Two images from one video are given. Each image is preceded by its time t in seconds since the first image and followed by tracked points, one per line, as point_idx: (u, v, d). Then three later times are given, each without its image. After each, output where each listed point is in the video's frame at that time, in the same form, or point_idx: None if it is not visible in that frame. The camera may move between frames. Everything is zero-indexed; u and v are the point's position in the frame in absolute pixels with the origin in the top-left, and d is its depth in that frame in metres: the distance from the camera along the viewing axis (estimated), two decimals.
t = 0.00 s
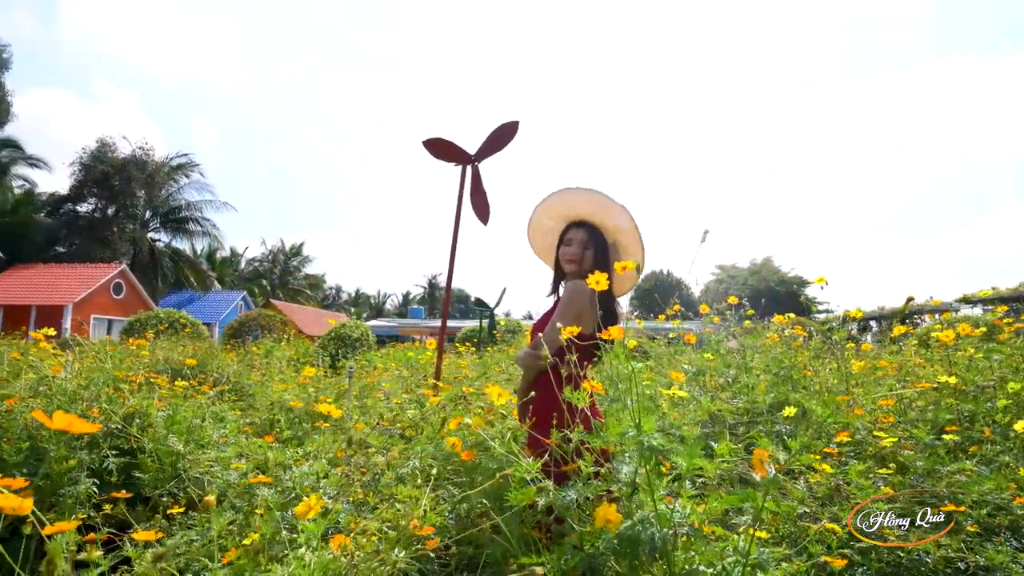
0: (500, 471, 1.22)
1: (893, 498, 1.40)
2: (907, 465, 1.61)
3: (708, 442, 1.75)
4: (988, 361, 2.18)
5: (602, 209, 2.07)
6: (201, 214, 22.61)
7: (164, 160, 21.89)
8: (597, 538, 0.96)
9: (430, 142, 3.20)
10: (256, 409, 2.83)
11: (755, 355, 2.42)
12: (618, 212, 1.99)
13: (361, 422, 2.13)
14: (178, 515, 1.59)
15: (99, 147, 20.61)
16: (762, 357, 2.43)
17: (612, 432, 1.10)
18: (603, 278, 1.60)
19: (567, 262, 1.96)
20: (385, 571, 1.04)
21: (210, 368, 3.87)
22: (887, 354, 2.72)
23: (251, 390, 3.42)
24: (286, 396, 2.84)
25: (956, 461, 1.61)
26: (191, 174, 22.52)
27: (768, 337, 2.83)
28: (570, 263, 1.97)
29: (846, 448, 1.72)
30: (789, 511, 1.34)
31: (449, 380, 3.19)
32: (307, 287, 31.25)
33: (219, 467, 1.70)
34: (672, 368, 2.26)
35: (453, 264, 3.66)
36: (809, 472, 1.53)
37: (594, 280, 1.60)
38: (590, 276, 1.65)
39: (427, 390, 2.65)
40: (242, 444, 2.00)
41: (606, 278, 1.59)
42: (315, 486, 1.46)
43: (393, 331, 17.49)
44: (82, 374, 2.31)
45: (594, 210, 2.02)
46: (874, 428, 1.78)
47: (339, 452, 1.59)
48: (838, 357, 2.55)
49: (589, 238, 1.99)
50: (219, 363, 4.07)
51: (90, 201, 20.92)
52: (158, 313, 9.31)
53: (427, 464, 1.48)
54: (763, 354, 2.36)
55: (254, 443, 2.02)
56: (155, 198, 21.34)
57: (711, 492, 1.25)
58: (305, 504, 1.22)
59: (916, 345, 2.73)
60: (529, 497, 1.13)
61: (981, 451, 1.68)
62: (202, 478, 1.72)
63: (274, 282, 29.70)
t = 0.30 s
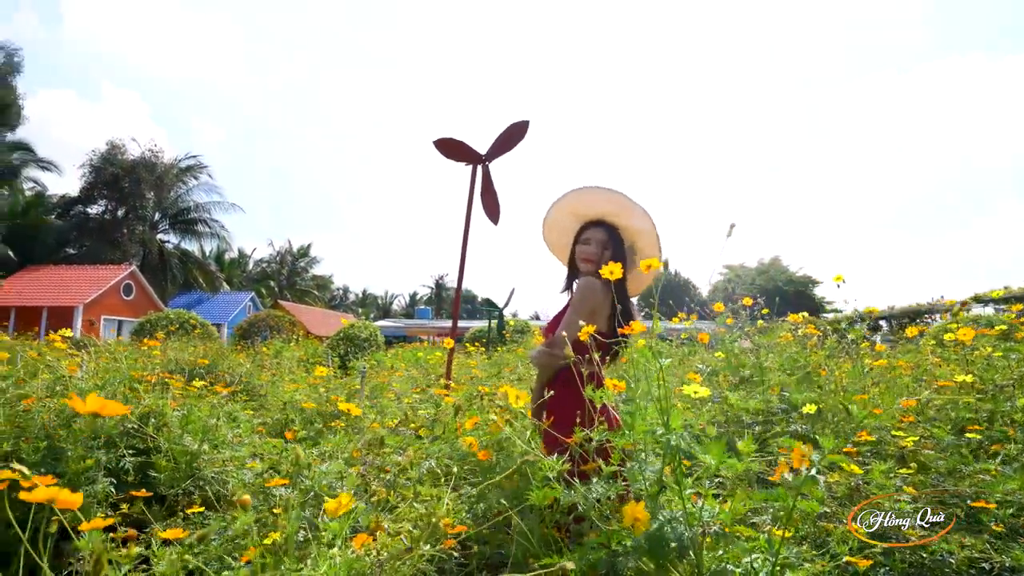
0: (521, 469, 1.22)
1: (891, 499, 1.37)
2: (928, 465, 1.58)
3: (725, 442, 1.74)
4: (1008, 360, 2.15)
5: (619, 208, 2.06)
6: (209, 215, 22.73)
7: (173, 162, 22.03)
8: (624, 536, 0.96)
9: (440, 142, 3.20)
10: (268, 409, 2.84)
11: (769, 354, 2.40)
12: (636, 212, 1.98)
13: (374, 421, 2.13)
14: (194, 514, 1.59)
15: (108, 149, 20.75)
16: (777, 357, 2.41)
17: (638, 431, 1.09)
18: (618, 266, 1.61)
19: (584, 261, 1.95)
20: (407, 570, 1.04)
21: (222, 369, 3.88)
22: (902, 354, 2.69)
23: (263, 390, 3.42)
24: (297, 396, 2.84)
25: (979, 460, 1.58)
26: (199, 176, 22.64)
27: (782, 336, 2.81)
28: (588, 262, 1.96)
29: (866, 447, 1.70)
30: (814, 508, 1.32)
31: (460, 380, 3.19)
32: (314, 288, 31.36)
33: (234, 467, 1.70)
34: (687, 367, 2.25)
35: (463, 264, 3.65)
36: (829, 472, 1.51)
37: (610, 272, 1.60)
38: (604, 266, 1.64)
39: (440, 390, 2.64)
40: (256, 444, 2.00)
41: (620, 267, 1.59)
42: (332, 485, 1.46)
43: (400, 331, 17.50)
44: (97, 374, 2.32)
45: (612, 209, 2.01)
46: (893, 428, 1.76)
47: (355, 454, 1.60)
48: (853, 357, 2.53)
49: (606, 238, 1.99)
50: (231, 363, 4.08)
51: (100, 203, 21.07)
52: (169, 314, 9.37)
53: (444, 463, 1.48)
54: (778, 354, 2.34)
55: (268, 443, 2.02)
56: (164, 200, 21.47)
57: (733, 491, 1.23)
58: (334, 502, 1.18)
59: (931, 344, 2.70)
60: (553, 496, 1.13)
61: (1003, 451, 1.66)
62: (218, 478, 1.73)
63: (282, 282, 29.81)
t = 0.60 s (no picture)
0: (544, 468, 1.21)
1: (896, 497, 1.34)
2: (952, 464, 1.56)
3: (745, 440, 1.72)
4: None
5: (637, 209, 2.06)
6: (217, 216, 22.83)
7: (181, 163, 22.14)
8: (656, 535, 0.95)
9: (451, 141, 3.20)
10: (280, 408, 2.84)
11: (786, 356, 2.38)
12: (655, 211, 1.98)
13: (389, 420, 2.12)
14: (212, 514, 1.59)
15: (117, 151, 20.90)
16: (794, 359, 2.39)
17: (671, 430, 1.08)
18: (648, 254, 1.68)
19: (601, 261, 1.94)
20: (435, 570, 1.03)
21: (233, 369, 3.89)
22: (919, 354, 2.67)
23: (275, 390, 3.43)
24: (311, 396, 2.84)
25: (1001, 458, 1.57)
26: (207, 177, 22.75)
27: (796, 336, 2.79)
28: (605, 263, 1.95)
29: (886, 447, 1.68)
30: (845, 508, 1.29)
31: (471, 381, 3.18)
32: (321, 288, 31.45)
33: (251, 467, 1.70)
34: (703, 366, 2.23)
35: (474, 263, 3.65)
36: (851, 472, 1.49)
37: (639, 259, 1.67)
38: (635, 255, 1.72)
39: (452, 391, 2.63)
40: (272, 443, 2.00)
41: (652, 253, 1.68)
42: (352, 485, 1.45)
43: (407, 331, 17.53)
44: (114, 374, 2.33)
45: (630, 209, 2.00)
46: (914, 427, 1.75)
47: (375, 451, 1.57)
48: (869, 357, 2.51)
49: (624, 239, 1.97)
50: (242, 363, 4.09)
51: (109, 204, 21.20)
52: (178, 314, 9.41)
53: (462, 463, 1.47)
54: (796, 356, 2.32)
55: (284, 442, 2.02)
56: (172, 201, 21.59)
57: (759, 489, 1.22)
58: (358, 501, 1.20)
59: (949, 343, 2.67)
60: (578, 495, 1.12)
61: None
62: (235, 478, 1.73)
63: (289, 283, 29.91)
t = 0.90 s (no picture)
0: (560, 466, 1.20)
1: (889, 495, 1.28)
2: (970, 463, 1.55)
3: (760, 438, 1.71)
4: None
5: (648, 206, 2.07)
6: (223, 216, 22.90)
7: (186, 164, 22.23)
8: (681, 532, 0.95)
9: (459, 141, 3.20)
10: (290, 407, 2.85)
11: (797, 354, 2.37)
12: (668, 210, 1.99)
13: (401, 419, 2.12)
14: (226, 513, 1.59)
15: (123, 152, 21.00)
16: (805, 357, 2.38)
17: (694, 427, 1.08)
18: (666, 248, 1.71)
19: (614, 261, 1.94)
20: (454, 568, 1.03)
21: (242, 369, 3.91)
22: (930, 352, 2.65)
23: (284, 389, 3.44)
24: (321, 395, 2.85)
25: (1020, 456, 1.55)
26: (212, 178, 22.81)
27: (806, 335, 2.78)
28: (618, 263, 1.95)
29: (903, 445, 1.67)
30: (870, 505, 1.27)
31: (480, 381, 3.18)
32: (326, 289, 31.52)
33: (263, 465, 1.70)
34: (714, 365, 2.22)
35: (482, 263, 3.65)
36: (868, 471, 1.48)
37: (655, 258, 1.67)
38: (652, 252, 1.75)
39: (461, 390, 2.63)
40: (284, 442, 2.00)
41: (669, 250, 1.69)
42: (367, 483, 1.45)
43: (412, 331, 17.53)
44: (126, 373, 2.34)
45: (642, 209, 2.00)
46: (931, 425, 1.73)
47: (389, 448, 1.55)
48: (881, 355, 2.49)
49: (637, 238, 1.97)
50: (251, 363, 4.10)
51: (115, 205, 21.30)
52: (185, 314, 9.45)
53: (476, 462, 1.47)
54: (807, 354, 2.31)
55: (296, 442, 2.03)
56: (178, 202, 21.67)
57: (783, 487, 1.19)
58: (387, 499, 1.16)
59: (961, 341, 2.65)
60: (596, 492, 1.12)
61: None
62: (248, 477, 1.73)
63: (294, 283, 29.98)
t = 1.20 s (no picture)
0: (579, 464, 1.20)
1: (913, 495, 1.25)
2: (991, 461, 1.54)
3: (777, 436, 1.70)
4: None
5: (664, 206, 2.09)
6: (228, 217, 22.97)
7: (192, 165, 22.30)
8: (712, 530, 0.95)
9: (469, 140, 3.21)
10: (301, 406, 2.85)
11: (810, 353, 2.36)
12: (685, 208, 2.01)
13: (414, 418, 2.12)
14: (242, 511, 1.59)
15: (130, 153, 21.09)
16: (819, 355, 2.37)
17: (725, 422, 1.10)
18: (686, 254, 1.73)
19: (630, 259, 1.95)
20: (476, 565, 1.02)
21: (251, 368, 3.91)
22: (944, 351, 2.64)
23: (294, 388, 3.44)
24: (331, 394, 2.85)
25: None
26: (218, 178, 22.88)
27: (819, 334, 2.77)
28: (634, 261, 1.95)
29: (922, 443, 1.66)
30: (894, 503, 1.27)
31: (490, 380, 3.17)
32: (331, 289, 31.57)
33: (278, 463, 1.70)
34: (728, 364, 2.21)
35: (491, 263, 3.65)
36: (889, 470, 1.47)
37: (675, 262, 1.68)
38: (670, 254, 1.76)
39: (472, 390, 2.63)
40: (297, 441, 2.00)
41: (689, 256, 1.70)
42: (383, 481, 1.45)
43: (417, 331, 17.55)
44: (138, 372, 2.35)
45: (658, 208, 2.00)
46: (950, 424, 1.72)
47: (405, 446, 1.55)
48: (895, 354, 2.48)
49: (652, 236, 1.97)
50: (259, 363, 4.11)
51: (122, 206, 21.39)
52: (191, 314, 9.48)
53: (492, 460, 1.47)
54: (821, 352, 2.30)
55: (309, 440, 2.02)
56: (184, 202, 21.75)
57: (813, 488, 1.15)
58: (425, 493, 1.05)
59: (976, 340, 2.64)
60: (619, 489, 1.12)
61: None
62: (262, 475, 1.73)
63: (299, 283, 30.04)
